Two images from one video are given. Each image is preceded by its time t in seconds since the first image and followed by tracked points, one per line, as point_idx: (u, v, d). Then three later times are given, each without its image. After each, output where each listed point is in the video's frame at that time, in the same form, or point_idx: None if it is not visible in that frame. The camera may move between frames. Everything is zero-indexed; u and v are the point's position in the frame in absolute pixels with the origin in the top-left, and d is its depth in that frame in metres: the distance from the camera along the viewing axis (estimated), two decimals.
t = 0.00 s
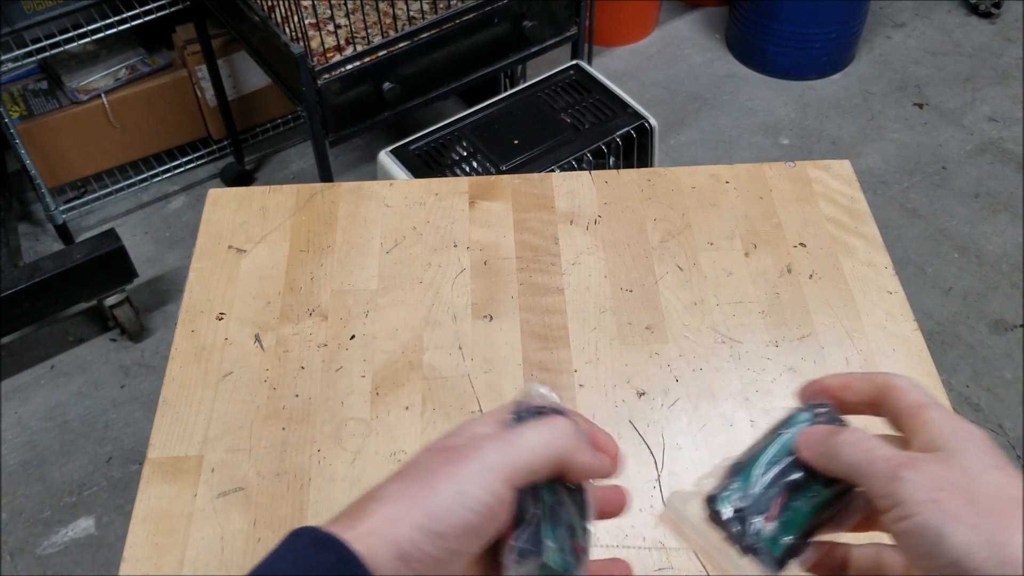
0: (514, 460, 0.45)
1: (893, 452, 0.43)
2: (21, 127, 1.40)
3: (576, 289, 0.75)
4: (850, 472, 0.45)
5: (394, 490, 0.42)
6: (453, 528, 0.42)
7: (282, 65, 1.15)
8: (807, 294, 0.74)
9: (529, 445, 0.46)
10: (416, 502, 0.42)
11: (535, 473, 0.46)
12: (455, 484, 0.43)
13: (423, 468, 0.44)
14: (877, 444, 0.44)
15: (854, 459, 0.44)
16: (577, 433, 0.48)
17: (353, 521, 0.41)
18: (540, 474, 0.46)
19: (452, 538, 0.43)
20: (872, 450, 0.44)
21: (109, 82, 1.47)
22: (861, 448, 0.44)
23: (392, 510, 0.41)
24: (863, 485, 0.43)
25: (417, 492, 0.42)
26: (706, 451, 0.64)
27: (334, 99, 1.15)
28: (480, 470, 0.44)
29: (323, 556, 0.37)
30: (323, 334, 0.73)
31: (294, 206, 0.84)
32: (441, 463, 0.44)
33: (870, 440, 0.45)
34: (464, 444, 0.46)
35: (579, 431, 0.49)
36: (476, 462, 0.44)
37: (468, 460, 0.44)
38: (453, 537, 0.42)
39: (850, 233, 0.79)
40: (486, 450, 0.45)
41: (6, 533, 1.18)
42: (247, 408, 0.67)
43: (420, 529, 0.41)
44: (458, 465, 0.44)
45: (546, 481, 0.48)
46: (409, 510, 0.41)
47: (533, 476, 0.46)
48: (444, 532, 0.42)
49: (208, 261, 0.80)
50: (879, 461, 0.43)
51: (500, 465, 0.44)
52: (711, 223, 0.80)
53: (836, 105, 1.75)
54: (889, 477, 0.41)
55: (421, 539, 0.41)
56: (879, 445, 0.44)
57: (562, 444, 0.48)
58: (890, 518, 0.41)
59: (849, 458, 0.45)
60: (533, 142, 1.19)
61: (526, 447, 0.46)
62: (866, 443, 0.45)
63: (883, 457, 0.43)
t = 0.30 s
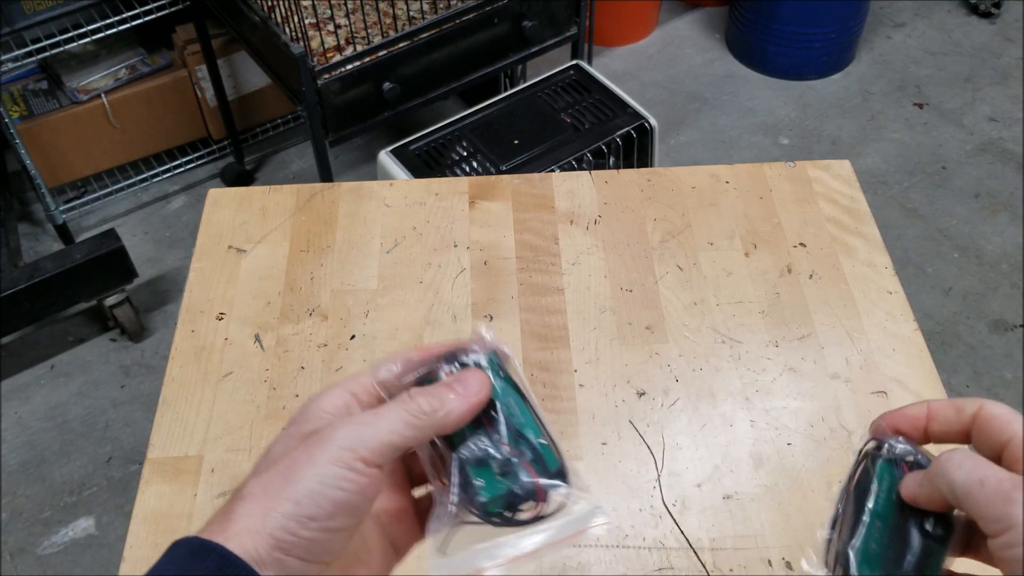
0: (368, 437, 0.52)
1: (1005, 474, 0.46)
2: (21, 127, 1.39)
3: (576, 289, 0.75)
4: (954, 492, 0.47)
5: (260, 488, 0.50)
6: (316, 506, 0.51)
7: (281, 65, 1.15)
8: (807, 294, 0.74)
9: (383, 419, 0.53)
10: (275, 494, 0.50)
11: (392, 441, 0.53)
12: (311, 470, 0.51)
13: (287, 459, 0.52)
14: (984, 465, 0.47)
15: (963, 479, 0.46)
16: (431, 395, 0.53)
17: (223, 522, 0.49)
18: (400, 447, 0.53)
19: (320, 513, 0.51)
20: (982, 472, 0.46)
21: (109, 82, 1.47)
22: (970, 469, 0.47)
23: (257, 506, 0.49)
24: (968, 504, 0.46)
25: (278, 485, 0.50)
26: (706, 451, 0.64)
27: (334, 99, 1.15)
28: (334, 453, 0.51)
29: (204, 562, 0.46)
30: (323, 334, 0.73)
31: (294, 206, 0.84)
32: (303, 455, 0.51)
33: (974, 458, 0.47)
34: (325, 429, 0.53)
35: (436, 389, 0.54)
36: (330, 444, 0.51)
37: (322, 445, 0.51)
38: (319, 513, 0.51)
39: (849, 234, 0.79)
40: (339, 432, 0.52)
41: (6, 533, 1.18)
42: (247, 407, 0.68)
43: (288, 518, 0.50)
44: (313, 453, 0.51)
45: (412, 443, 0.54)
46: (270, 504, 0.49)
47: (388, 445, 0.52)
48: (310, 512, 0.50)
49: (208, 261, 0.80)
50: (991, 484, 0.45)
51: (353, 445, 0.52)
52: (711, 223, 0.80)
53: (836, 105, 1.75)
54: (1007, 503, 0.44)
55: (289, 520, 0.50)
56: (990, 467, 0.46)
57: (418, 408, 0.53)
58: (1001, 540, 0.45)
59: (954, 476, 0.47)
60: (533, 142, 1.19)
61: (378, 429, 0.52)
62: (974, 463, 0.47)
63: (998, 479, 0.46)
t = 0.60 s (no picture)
0: (355, 381, 0.49)
1: (980, 413, 0.40)
2: (19, 127, 1.39)
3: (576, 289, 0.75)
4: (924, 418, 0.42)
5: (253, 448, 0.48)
6: (320, 457, 0.48)
7: (281, 64, 1.15)
8: (809, 294, 0.74)
9: (369, 363, 0.49)
10: (270, 452, 0.48)
11: (382, 385, 0.49)
12: (302, 421, 0.48)
13: (271, 412, 0.49)
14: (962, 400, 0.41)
15: (933, 405, 0.42)
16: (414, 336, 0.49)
17: (223, 487, 0.48)
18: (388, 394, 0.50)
19: (323, 462, 0.49)
20: (953, 405, 0.41)
21: (107, 82, 1.46)
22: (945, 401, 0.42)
23: (252, 466, 0.48)
24: (928, 432, 0.42)
25: (272, 441, 0.48)
26: (706, 452, 0.65)
27: (333, 98, 1.14)
28: (321, 401, 0.48)
29: (204, 539, 0.45)
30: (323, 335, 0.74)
31: (293, 206, 0.85)
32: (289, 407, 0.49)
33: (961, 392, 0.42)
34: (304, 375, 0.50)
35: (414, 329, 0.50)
36: (314, 392, 0.48)
37: (308, 394, 0.49)
38: (324, 463, 0.49)
39: (851, 233, 0.78)
40: (320, 378, 0.49)
41: (4, 534, 1.18)
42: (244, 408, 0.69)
43: (291, 472, 0.48)
44: (299, 403, 0.48)
45: (403, 386, 0.51)
46: (270, 461, 0.47)
47: (381, 389, 0.49)
48: (313, 464, 0.48)
49: (207, 261, 0.81)
50: (961, 418, 0.40)
51: (341, 390, 0.48)
52: (712, 223, 0.80)
53: (837, 105, 1.75)
54: (966, 444, 0.39)
55: (294, 474, 0.48)
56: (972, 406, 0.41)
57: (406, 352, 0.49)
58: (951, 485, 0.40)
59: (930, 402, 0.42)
60: (534, 142, 1.19)
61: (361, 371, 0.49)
62: (953, 397, 0.42)
63: (968, 416, 0.40)
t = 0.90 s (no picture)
0: (459, 434, 0.43)
1: (851, 355, 0.39)
2: (18, 126, 1.39)
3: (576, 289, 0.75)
4: (799, 366, 0.39)
5: (342, 492, 0.41)
6: (410, 517, 0.43)
7: (280, 64, 1.15)
8: (810, 294, 0.74)
9: (470, 410, 0.44)
10: (364, 505, 0.41)
11: (479, 438, 0.44)
12: (401, 474, 0.42)
13: (364, 451, 0.42)
14: (839, 341, 0.39)
15: (819, 362, 0.38)
16: (524, 392, 0.44)
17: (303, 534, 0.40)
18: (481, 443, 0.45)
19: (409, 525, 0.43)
20: (842, 358, 0.38)
21: (106, 81, 1.46)
22: (824, 349, 0.38)
23: (343, 517, 0.41)
24: (815, 390, 0.38)
25: (366, 489, 0.41)
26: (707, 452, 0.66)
27: (333, 98, 1.14)
28: (421, 453, 0.42)
29: None
30: (322, 335, 0.74)
31: (292, 206, 0.85)
32: (385, 448, 0.42)
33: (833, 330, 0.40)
34: (398, 410, 0.43)
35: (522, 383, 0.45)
36: (417, 441, 0.43)
37: (412, 441, 0.42)
38: (409, 526, 0.43)
39: (853, 233, 0.78)
40: (424, 423, 0.43)
41: (3, 535, 1.18)
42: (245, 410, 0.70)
43: (382, 530, 0.42)
44: (400, 449, 0.42)
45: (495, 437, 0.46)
46: (362, 516, 0.41)
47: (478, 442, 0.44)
48: (401, 526, 0.42)
49: (206, 261, 0.81)
50: (845, 369, 0.38)
51: (445, 445, 0.43)
52: (713, 222, 0.80)
53: (838, 104, 1.74)
54: (865, 397, 0.37)
55: (383, 534, 0.42)
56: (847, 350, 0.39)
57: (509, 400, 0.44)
58: (861, 442, 0.37)
59: (808, 350, 0.38)
60: (534, 142, 1.19)
61: (465, 419, 0.43)
62: (826, 346, 0.39)
63: (854, 363, 0.38)
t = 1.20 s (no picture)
0: (445, 457, 0.46)
1: (827, 353, 0.46)
2: (18, 126, 1.39)
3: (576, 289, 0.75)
4: (767, 373, 0.47)
5: (323, 506, 0.46)
6: (375, 539, 0.47)
7: (280, 63, 1.14)
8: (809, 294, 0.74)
9: (455, 434, 0.47)
10: (338, 519, 0.46)
11: (470, 463, 0.47)
12: (380, 493, 0.46)
13: (355, 469, 0.47)
14: (811, 343, 0.46)
15: (789, 358, 0.46)
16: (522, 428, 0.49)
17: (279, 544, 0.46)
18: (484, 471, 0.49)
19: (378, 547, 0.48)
20: (807, 354, 0.46)
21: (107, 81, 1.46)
22: (792, 351, 0.46)
23: (316, 528, 0.46)
24: (792, 388, 0.46)
25: (343, 507, 0.46)
26: (707, 452, 0.66)
27: (333, 98, 1.14)
28: (406, 472, 0.46)
29: None
30: (322, 334, 0.74)
31: (292, 205, 0.85)
32: (373, 468, 0.46)
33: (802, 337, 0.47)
34: (398, 430, 0.47)
35: (530, 420, 0.49)
36: (404, 459, 0.46)
37: (394, 461, 0.46)
38: (378, 549, 0.48)
39: (852, 233, 0.79)
40: (417, 441, 0.46)
41: (2, 535, 1.18)
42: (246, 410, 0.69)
43: (345, 552, 0.46)
44: (382, 468, 0.46)
45: (497, 463, 0.49)
46: (331, 535, 0.46)
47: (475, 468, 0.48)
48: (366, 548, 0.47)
49: (207, 261, 0.81)
50: (817, 365, 0.45)
51: (433, 467, 0.46)
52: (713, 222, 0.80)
53: (838, 104, 1.74)
54: (839, 387, 0.45)
55: (349, 556, 0.46)
56: (824, 349, 0.46)
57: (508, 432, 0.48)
58: (840, 431, 0.45)
59: (769, 359, 0.47)
60: (534, 142, 1.19)
61: (462, 446, 0.47)
62: (799, 343, 0.46)
63: (828, 362, 0.45)
